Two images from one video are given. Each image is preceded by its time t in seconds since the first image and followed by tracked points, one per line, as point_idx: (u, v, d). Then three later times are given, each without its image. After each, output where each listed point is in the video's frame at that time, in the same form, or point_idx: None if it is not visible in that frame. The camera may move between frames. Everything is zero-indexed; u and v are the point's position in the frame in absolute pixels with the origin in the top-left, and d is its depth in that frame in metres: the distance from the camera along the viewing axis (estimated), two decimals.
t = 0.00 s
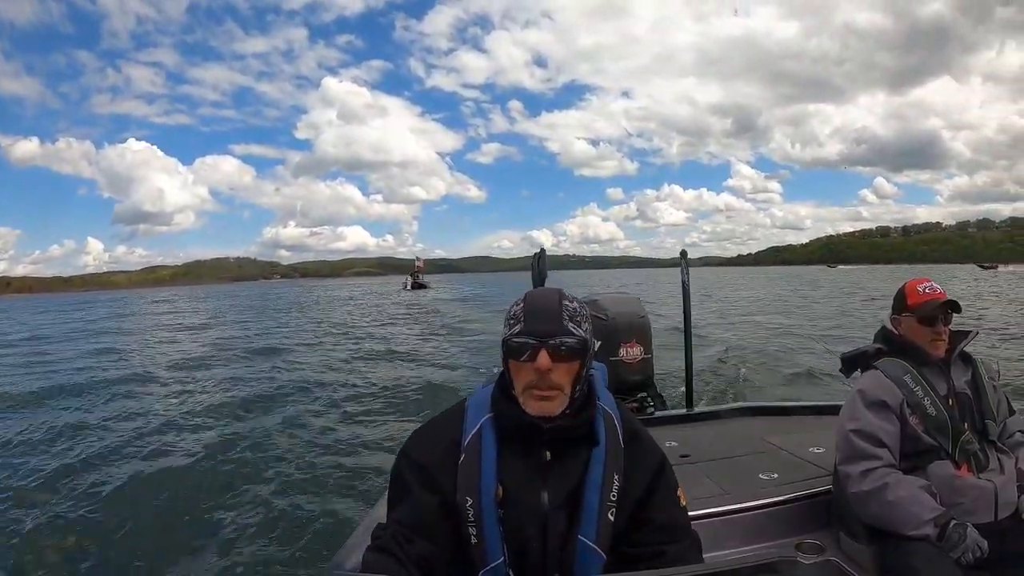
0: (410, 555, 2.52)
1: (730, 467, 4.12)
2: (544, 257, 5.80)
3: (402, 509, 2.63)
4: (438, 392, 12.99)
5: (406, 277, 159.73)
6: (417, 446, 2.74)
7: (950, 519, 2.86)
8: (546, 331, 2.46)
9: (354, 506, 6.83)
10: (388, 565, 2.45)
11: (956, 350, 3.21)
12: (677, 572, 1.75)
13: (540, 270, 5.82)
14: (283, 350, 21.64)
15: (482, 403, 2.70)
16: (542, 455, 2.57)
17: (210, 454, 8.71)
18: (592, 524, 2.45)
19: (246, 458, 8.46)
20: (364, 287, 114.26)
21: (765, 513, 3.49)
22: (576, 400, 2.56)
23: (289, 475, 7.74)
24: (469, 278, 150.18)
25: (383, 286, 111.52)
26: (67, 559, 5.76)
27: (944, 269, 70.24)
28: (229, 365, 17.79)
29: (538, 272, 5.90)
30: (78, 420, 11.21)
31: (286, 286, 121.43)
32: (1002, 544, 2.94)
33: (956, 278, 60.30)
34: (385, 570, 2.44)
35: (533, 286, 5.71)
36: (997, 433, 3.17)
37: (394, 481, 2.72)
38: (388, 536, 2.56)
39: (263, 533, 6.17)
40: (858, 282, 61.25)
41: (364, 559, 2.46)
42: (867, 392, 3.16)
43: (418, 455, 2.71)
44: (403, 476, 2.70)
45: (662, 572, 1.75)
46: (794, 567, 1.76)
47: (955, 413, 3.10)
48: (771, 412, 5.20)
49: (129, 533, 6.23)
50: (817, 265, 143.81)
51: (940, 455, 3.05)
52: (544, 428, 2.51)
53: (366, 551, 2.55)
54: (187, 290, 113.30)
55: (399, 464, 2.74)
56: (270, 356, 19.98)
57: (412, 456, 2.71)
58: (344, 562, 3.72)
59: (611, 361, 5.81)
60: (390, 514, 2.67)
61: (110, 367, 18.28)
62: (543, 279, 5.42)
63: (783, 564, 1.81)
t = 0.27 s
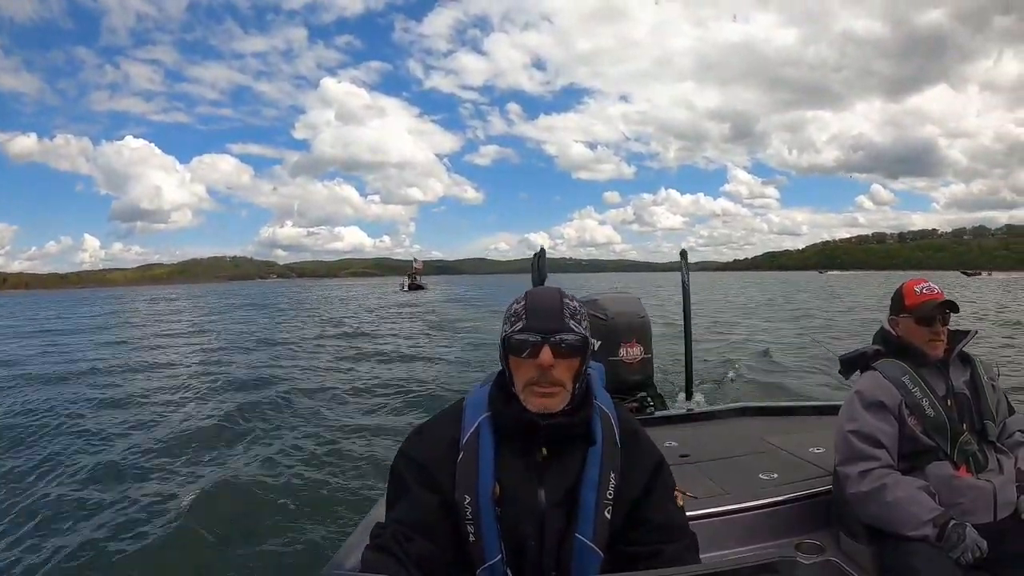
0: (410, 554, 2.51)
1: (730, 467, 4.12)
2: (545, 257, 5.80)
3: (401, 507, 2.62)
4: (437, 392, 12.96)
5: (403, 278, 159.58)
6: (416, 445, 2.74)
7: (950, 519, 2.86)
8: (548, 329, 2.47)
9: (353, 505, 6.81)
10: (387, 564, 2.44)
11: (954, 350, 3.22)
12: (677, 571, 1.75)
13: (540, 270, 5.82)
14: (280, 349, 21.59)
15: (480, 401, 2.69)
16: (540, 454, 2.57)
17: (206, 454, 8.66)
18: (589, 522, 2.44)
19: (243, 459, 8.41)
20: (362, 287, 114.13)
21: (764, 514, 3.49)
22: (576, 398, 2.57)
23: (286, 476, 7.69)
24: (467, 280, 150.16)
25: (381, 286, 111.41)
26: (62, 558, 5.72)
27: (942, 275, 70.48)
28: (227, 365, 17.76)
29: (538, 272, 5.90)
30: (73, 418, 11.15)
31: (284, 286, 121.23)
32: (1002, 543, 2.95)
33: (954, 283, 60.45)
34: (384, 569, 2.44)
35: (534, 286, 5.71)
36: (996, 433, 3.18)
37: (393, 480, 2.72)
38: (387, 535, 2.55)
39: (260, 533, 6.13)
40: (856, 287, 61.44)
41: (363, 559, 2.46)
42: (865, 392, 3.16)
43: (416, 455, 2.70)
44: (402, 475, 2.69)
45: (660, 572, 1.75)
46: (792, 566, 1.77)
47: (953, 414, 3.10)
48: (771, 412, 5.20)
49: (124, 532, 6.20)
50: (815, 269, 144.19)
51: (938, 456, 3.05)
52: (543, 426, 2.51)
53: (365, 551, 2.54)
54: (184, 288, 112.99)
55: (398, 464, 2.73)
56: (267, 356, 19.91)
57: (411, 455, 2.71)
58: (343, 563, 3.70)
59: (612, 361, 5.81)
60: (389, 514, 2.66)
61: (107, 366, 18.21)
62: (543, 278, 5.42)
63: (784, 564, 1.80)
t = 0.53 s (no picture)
0: (409, 555, 2.51)
1: (730, 467, 4.12)
2: (544, 257, 5.79)
3: (401, 508, 2.62)
4: (437, 392, 12.95)
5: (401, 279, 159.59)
6: (415, 445, 2.73)
7: (950, 519, 2.86)
8: (538, 330, 2.44)
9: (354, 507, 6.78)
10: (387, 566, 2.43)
11: (955, 350, 3.22)
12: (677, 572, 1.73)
13: (540, 270, 5.81)
14: (279, 351, 21.56)
15: (479, 401, 2.68)
16: (538, 454, 2.56)
17: (205, 456, 8.63)
18: (588, 522, 2.43)
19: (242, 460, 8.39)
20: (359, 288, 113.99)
21: (764, 513, 3.49)
22: (569, 399, 2.55)
23: (285, 478, 7.66)
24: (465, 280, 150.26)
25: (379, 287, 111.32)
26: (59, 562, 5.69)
27: (938, 273, 70.68)
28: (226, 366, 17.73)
29: (538, 272, 5.89)
30: (72, 421, 11.12)
31: (281, 287, 121.01)
32: (1002, 543, 2.95)
33: (952, 281, 60.51)
34: (383, 571, 2.43)
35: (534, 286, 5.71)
36: (997, 434, 3.18)
37: (393, 480, 2.71)
38: (387, 536, 2.55)
39: (260, 536, 6.09)
40: (853, 286, 61.57)
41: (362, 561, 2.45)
42: (866, 392, 3.17)
43: (415, 455, 2.69)
44: (400, 476, 2.68)
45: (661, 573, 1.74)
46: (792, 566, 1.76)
47: (954, 414, 3.10)
48: (771, 412, 5.20)
49: (120, 536, 6.16)
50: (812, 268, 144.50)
51: (939, 455, 3.06)
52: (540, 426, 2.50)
53: (365, 552, 2.54)
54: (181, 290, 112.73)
55: (396, 465, 2.72)
56: (266, 357, 19.90)
57: (409, 455, 2.70)
58: (342, 562, 3.68)
59: (612, 361, 5.81)
60: (389, 514, 2.65)
61: (107, 368, 18.20)
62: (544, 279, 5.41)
63: (784, 564, 1.79)
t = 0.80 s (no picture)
0: (409, 555, 2.49)
1: (730, 467, 4.12)
2: (544, 257, 5.78)
3: (401, 508, 2.60)
4: (436, 392, 12.93)
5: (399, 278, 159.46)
6: (414, 445, 2.71)
7: (950, 518, 2.86)
8: (537, 332, 2.43)
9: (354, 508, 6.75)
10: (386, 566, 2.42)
11: (956, 350, 3.22)
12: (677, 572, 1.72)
13: (540, 270, 5.80)
14: (277, 351, 21.52)
15: (479, 402, 2.66)
16: (539, 454, 2.54)
17: (204, 457, 8.59)
18: (588, 522, 2.42)
19: (240, 461, 8.35)
20: (357, 287, 113.85)
21: (764, 513, 3.49)
22: (567, 402, 2.53)
23: (282, 478, 7.65)
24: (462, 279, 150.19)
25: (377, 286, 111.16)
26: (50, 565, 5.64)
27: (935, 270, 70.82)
28: (224, 366, 17.69)
29: (538, 271, 5.88)
30: (70, 422, 11.07)
31: (279, 286, 120.85)
32: (1002, 543, 2.95)
33: (950, 279, 60.53)
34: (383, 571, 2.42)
35: (533, 286, 5.70)
36: (997, 434, 3.18)
37: (392, 480, 2.69)
38: (387, 536, 2.54)
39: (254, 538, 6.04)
40: (851, 283, 61.60)
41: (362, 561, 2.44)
42: (867, 392, 3.16)
43: (415, 455, 2.67)
44: (400, 476, 2.67)
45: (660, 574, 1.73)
46: (792, 567, 1.74)
47: (954, 414, 3.10)
48: (771, 412, 5.19)
49: (116, 536, 6.14)
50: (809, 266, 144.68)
51: (939, 455, 3.05)
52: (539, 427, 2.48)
53: (365, 552, 2.52)
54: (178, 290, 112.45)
55: (396, 465, 2.71)
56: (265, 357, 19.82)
57: (409, 455, 2.68)
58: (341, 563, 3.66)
59: (612, 361, 5.80)
60: (389, 514, 2.64)
61: (105, 368, 18.20)
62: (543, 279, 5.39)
63: (783, 565, 1.77)
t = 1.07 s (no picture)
0: (408, 555, 2.48)
1: (730, 467, 4.12)
2: (545, 256, 5.78)
3: (400, 507, 2.59)
4: (435, 391, 12.90)
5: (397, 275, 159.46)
6: (413, 446, 2.70)
7: (950, 519, 2.86)
8: (527, 333, 2.41)
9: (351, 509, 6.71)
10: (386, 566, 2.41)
11: (955, 350, 3.22)
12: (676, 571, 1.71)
13: (540, 270, 5.80)
14: (276, 348, 21.49)
15: (477, 403, 2.65)
16: (537, 454, 2.53)
17: (201, 455, 8.55)
18: (587, 522, 2.41)
19: (238, 460, 8.32)
20: (356, 285, 113.81)
21: (764, 513, 3.49)
22: (557, 403, 2.52)
23: (283, 476, 7.66)
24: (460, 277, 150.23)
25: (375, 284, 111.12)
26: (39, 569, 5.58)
27: (932, 270, 70.99)
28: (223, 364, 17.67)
29: (538, 271, 5.87)
30: (67, 420, 11.02)
31: (276, 283, 120.63)
32: (1002, 543, 2.96)
33: (948, 278, 60.62)
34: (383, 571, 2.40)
35: (534, 285, 5.69)
36: (996, 434, 3.19)
37: (391, 481, 2.68)
38: (386, 536, 2.53)
39: (246, 538, 6.00)
40: (849, 282, 61.70)
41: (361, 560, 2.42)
42: (866, 392, 3.16)
43: (412, 456, 2.66)
44: (399, 477, 2.65)
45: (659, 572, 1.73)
46: (792, 566, 1.73)
47: (953, 414, 3.10)
48: (771, 412, 5.20)
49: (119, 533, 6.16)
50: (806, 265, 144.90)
51: (939, 456, 3.06)
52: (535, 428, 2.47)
53: (364, 552, 2.51)
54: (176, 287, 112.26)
55: (394, 465, 2.70)
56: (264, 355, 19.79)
57: (407, 456, 2.67)
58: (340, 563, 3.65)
59: (612, 361, 5.81)
60: (388, 514, 2.62)
61: (104, 366, 18.19)
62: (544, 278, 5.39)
63: (783, 564, 1.76)
